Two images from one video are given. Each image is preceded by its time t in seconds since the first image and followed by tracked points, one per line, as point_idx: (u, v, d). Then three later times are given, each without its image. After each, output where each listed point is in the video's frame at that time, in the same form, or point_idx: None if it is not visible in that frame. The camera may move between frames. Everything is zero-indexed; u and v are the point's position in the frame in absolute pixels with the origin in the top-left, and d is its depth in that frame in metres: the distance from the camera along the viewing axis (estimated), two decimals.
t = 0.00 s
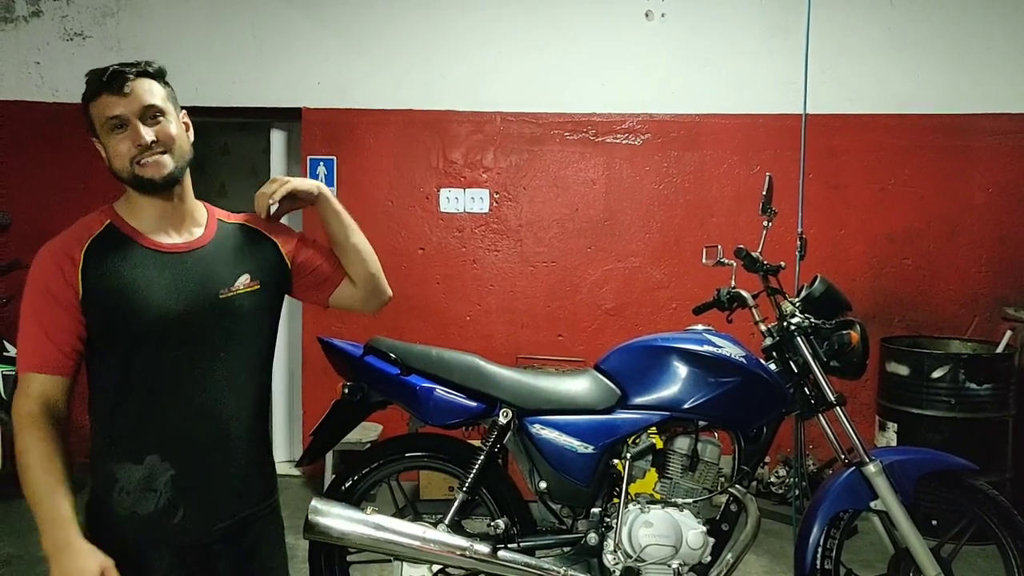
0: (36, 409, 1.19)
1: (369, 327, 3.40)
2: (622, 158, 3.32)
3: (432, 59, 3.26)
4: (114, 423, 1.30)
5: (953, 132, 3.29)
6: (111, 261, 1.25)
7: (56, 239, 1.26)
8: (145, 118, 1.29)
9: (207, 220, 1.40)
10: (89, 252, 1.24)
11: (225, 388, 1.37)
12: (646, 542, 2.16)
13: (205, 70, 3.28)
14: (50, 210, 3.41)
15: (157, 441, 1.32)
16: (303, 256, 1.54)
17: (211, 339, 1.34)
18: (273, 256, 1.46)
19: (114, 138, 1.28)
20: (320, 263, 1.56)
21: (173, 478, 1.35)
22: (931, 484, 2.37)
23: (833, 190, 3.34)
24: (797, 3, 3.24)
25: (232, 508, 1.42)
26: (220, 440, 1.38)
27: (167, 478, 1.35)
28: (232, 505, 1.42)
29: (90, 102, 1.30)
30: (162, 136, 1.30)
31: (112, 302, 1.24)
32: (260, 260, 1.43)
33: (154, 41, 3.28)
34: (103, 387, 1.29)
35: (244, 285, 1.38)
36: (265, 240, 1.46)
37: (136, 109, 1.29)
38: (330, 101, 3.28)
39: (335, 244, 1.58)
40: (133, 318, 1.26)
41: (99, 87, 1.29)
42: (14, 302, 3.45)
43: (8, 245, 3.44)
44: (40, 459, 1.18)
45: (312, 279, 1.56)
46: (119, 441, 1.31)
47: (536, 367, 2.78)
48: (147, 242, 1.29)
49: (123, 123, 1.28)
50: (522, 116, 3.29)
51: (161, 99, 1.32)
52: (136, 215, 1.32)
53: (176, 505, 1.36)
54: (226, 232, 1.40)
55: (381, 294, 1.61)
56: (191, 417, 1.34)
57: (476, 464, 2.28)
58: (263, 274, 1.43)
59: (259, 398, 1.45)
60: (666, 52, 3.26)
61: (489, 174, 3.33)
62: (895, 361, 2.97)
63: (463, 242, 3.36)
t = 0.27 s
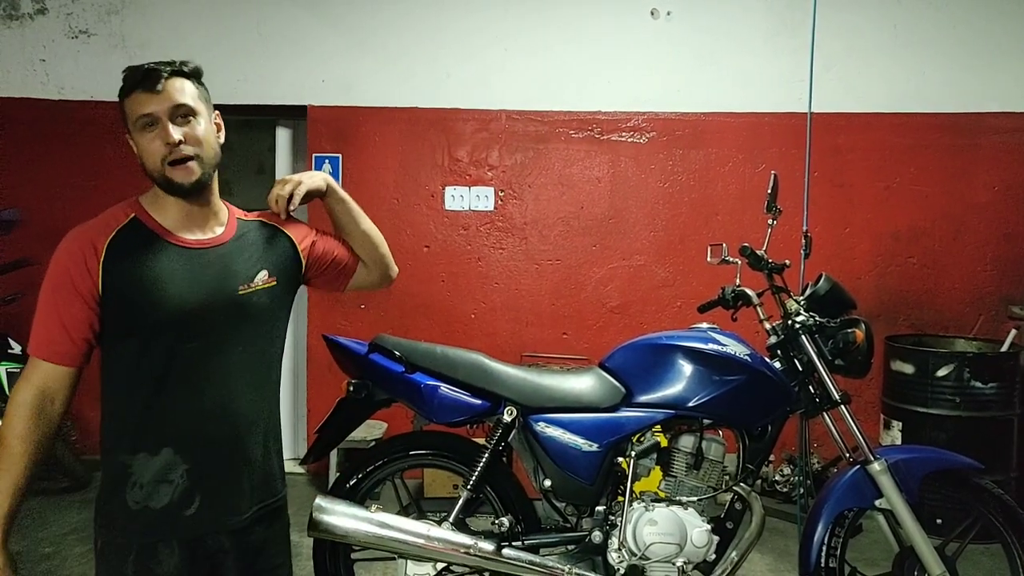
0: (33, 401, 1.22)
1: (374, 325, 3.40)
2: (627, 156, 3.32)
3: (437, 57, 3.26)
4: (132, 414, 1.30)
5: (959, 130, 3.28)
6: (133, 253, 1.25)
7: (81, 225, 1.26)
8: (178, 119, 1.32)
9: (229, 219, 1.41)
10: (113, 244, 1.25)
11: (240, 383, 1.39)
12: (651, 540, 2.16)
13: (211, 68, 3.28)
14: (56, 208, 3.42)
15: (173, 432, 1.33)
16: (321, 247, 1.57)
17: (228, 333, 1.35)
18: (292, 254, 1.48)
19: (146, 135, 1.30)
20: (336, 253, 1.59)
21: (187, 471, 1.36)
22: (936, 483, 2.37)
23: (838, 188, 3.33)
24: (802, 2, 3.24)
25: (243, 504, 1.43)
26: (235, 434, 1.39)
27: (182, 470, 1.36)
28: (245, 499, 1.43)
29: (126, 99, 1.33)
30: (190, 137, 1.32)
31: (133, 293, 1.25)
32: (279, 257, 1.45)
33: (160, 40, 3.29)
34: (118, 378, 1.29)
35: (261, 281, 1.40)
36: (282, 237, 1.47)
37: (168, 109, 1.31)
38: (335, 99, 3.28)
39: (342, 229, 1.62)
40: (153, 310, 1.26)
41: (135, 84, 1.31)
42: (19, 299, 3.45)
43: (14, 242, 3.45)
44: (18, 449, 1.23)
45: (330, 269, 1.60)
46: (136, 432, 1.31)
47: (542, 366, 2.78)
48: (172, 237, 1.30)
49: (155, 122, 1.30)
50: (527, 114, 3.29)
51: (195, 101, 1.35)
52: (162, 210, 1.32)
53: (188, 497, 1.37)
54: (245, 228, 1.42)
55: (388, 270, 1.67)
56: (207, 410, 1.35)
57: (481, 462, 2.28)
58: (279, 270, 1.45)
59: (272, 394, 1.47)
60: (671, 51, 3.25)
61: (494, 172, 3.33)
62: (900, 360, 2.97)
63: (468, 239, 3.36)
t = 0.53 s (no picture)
0: (52, 398, 1.21)
1: (378, 324, 3.41)
2: (631, 156, 3.31)
3: (440, 57, 3.26)
4: (143, 412, 1.31)
5: (964, 129, 3.27)
6: (144, 252, 1.26)
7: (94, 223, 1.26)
8: (196, 126, 1.32)
9: (238, 219, 1.41)
10: (124, 243, 1.25)
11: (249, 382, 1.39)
12: (654, 539, 2.16)
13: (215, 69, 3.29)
14: (61, 208, 3.43)
15: (183, 430, 1.34)
16: (329, 248, 1.57)
17: (237, 333, 1.35)
18: (301, 254, 1.48)
19: (164, 140, 1.30)
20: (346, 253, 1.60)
21: (197, 468, 1.37)
22: (940, 482, 2.36)
23: (842, 187, 3.33)
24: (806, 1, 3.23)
25: (253, 502, 1.43)
26: (244, 433, 1.39)
27: (192, 467, 1.36)
28: (254, 498, 1.43)
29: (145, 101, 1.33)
30: (206, 146, 1.32)
31: (144, 293, 1.25)
32: (289, 257, 1.45)
33: (165, 40, 3.29)
34: (131, 376, 1.30)
35: (271, 281, 1.40)
36: (291, 237, 1.47)
37: (186, 116, 1.31)
38: (338, 99, 3.29)
39: (351, 229, 1.62)
40: (163, 309, 1.27)
41: (155, 88, 1.31)
42: (25, 300, 3.46)
43: (20, 243, 3.46)
44: (44, 449, 1.22)
45: (340, 268, 1.60)
46: (146, 429, 1.32)
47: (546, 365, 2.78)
48: (183, 238, 1.30)
49: (172, 128, 1.30)
50: (531, 114, 3.29)
51: (214, 109, 1.34)
52: (173, 212, 1.32)
53: (198, 494, 1.38)
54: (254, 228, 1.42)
55: (399, 268, 1.67)
56: (217, 408, 1.36)
57: (484, 461, 2.29)
58: (289, 270, 1.45)
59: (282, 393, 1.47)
60: (675, 50, 3.25)
61: (498, 172, 3.33)
62: (904, 359, 2.96)
63: (472, 239, 3.36)
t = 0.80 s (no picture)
0: (68, 400, 1.22)
1: (382, 325, 3.41)
2: (634, 157, 3.31)
3: (443, 58, 3.27)
4: (152, 414, 1.32)
5: (968, 129, 3.26)
6: (149, 252, 1.27)
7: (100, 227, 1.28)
8: (198, 130, 1.31)
9: (242, 221, 1.42)
10: (131, 245, 1.26)
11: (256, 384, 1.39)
12: (658, 540, 2.16)
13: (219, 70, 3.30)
14: (65, 210, 3.44)
15: (191, 431, 1.34)
16: (335, 248, 1.58)
17: (244, 334, 1.35)
18: (306, 255, 1.48)
19: (167, 145, 1.30)
20: (353, 253, 1.60)
21: (206, 468, 1.37)
22: (944, 483, 2.36)
23: (846, 188, 3.32)
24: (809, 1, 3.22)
25: (262, 502, 1.43)
26: (252, 434, 1.39)
27: (201, 467, 1.36)
28: (262, 498, 1.43)
29: (147, 105, 1.32)
30: (208, 149, 1.32)
31: (152, 296, 1.26)
32: (294, 258, 1.45)
33: (168, 42, 3.30)
34: (140, 377, 1.30)
35: (276, 282, 1.40)
36: (295, 238, 1.48)
37: (188, 120, 1.31)
38: (341, 100, 3.29)
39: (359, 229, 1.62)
40: (170, 311, 1.27)
41: (156, 93, 1.31)
42: (27, 301, 3.47)
43: (23, 245, 3.47)
44: (69, 454, 1.22)
45: (347, 268, 1.61)
46: (155, 430, 1.33)
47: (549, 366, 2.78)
48: (189, 241, 1.31)
49: (174, 132, 1.30)
50: (534, 115, 3.29)
51: (216, 112, 1.34)
52: (178, 214, 1.33)
53: (208, 494, 1.38)
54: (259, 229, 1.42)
55: (410, 266, 1.66)
56: (225, 409, 1.36)
57: (488, 462, 2.29)
58: (294, 272, 1.45)
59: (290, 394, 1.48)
60: (678, 51, 3.25)
61: (501, 173, 3.33)
62: (908, 360, 2.96)
63: (475, 240, 3.36)
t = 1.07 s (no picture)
0: (72, 409, 1.22)
1: (383, 327, 3.41)
2: (635, 159, 3.32)
3: (444, 60, 3.27)
4: (155, 417, 1.32)
5: (969, 131, 3.27)
6: (151, 256, 1.27)
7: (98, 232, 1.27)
8: (195, 129, 1.32)
9: (240, 221, 1.43)
10: (132, 249, 1.26)
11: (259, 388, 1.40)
12: (659, 543, 2.16)
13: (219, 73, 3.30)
14: (65, 212, 3.44)
15: (195, 434, 1.34)
16: (331, 258, 1.59)
17: (247, 337, 1.36)
18: (303, 258, 1.50)
19: (164, 144, 1.30)
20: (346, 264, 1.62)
21: (210, 471, 1.37)
22: (944, 485, 2.37)
23: (846, 190, 3.32)
24: (810, 3, 3.23)
25: (265, 503, 1.44)
26: (254, 436, 1.40)
27: (206, 470, 1.37)
28: (264, 500, 1.44)
29: (144, 104, 1.32)
30: (205, 149, 1.32)
31: (155, 299, 1.26)
32: (292, 261, 1.47)
33: (168, 44, 3.31)
34: (140, 381, 1.30)
35: (277, 286, 1.41)
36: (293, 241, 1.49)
37: (185, 120, 1.31)
38: (342, 102, 3.30)
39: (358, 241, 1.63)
40: (174, 314, 1.27)
41: (153, 92, 1.31)
42: (25, 303, 3.47)
43: (23, 247, 3.47)
44: (67, 464, 1.22)
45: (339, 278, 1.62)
46: (158, 434, 1.32)
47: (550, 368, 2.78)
48: (186, 242, 1.31)
49: (171, 132, 1.30)
50: (535, 117, 3.29)
51: (212, 112, 1.34)
52: (176, 214, 1.34)
53: (212, 497, 1.38)
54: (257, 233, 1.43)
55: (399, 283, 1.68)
56: (228, 412, 1.36)
57: (489, 464, 2.29)
58: (292, 275, 1.46)
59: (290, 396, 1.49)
60: (679, 54, 3.25)
61: (502, 175, 3.33)
62: (909, 362, 2.96)
63: (476, 242, 3.36)
